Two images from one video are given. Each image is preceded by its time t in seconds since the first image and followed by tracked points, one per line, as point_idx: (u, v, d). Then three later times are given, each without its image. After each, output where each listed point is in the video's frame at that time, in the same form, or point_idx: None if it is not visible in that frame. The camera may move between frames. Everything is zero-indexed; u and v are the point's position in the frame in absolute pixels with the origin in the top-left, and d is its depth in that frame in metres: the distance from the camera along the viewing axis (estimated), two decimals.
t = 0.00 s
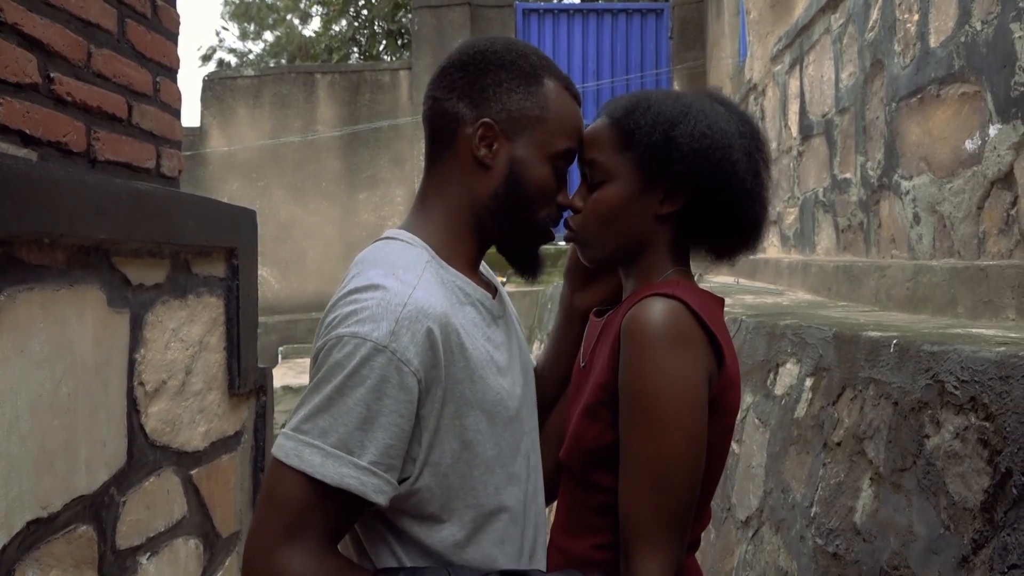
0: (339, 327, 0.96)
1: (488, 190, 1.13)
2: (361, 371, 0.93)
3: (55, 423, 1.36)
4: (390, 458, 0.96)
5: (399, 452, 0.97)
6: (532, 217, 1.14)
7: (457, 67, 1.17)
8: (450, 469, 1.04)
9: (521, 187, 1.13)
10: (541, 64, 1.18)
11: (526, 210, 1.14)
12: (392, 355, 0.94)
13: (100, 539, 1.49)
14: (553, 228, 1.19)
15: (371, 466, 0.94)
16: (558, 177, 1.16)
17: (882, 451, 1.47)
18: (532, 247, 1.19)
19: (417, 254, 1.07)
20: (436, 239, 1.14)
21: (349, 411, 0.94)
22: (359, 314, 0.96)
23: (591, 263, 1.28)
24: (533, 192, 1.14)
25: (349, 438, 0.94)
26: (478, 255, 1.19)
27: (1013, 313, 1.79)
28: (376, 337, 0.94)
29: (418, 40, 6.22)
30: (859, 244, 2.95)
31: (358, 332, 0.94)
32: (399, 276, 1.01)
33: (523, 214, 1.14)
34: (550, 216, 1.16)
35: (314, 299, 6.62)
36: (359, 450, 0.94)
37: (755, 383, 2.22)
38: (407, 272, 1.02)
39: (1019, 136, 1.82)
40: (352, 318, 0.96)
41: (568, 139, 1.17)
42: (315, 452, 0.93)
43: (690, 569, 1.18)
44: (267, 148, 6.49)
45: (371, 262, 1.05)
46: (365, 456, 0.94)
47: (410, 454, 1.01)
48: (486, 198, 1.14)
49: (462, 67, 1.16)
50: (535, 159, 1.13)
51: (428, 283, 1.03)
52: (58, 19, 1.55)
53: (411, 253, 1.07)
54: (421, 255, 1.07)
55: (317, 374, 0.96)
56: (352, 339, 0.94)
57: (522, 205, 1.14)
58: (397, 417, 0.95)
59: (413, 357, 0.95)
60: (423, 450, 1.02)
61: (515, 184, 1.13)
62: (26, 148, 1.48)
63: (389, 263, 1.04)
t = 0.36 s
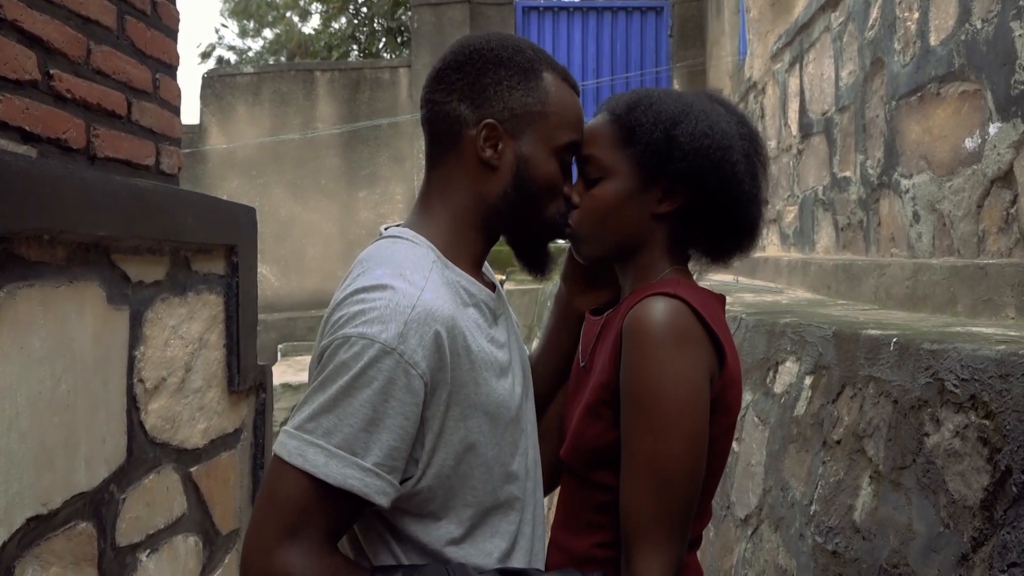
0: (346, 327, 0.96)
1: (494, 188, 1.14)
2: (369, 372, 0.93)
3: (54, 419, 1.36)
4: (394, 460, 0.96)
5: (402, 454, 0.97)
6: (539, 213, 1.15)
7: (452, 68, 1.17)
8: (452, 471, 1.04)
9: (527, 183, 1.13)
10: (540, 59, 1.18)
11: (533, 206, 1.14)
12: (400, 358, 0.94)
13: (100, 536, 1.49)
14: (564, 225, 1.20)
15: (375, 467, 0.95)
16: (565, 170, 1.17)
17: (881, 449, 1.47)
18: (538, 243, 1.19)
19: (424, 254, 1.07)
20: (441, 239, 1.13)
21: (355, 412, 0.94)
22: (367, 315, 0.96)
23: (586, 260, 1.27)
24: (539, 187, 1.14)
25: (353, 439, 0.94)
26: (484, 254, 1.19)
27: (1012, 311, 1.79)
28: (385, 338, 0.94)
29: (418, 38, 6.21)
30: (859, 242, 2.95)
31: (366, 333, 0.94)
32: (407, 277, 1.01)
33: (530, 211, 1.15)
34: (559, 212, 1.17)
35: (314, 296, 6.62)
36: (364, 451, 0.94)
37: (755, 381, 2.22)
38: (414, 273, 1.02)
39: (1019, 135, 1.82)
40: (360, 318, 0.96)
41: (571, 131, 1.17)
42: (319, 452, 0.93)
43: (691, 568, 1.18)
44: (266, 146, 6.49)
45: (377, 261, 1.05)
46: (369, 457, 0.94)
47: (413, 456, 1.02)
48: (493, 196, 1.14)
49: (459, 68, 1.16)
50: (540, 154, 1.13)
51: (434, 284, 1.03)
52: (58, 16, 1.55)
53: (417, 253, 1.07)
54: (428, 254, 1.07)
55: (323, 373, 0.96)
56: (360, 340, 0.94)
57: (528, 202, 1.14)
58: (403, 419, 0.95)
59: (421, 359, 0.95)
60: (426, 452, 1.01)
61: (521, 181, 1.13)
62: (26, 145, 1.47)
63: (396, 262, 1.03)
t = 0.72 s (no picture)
0: (341, 325, 0.96)
1: (490, 188, 1.14)
2: (363, 369, 0.94)
3: (60, 418, 1.36)
4: (390, 456, 0.96)
5: (398, 451, 0.97)
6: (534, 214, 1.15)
7: (454, 68, 1.18)
8: (451, 467, 1.05)
9: (522, 184, 1.13)
10: (540, 61, 1.18)
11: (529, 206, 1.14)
12: (394, 355, 0.94)
13: (105, 534, 1.50)
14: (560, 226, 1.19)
15: (370, 463, 0.95)
16: (560, 173, 1.16)
17: (885, 450, 1.47)
18: (535, 244, 1.19)
19: (421, 252, 1.07)
20: (439, 237, 1.13)
21: (350, 408, 0.94)
22: (362, 312, 0.96)
23: (584, 258, 1.28)
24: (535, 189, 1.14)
25: (349, 435, 0.94)
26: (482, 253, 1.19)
27: (1016, 313, 1.78)
28: (379, 335, 0.94)
29: (421, 37, 6.22)
30: (862, 243, 2.95)
31: (360, 331, 0.95)
32: (403, 275, 1.01)
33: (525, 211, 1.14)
34: (556, 215, 1.17)
35: (317, 296, 6.62)
36: (360, 447, 0.94)
37: (758, 382, 2.22)
38: (410, 271, 1.02)
39: None
40: (355, 316, 0.96)
41: (569, 133, 1.17)
42: (315, 448, 0.94)
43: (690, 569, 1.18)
44: (269, 145, 6.49)
45: (375, 260, 1.05)
46: (365, 453, 0.95)
47: (410, 453, 1.02)
48: (489, 195, 1.14)
49: (459, 67, 1.17)
50: (536, 156, 1.13)
51: (430, 282, 1.03)
52: (64, 15, 1.55)
53: (413, 252, 1.07)
54: (424, 253, 1.07)
55: (319, 371, 0.96)
56: (355, 337, 0.94)
57: (524, 203, 1.14)
58: (398, 415, 0.95)
59: (415, 356, 0.96)
60: (423, 448, 1.02)
61: (516, 181, 1.13)
62: (33, 144, 1.48)
63: (392, 261, 1.04)
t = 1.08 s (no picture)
0: (340, 325, 0.96)
1: (484, 193, 1.14)
2: (362, 368, 0.94)
3: (63, 420, 1.36)
4: (388, 455, 0.96)
5: (397, 450, 0.97)
6: (528, 220, 1.14)
7: (452, 73, 1.18)
8: (449, 466, 1.04)
9: (515, 190, 1.13)
10: (538, 68, 1.18)
11: (522, 212, 1.14)
12: (393, 354, 0.94)
13: (107, 536, 1.50)
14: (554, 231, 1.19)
15: (369, 462, 0.95)
16: (554, 180, 1.16)
17: (888, 453, 1.47)
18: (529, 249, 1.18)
19: (417, 253, 1.07)
20: (435, 240, 1.13)
21: (348, 408, 0.94)
22: (360, 312, 0.96)
23: (586, 262, 1.28)
24: (529, 195, 1.13)
25: (348, 434, 0.94)
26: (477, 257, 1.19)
27: (1017, 315, 1.78)
28: (377, 335, 0.94)
29: (422, 39, 6.22)
30: (863, 245, 2.95)
31: (358, 330, 0.95)
32: (400, 275, 1.01)
33: (519, 217, 1.14)
34: (549, 220, 1.16)
35: (318, 297, 6.63)
36: (359, 446, 0.94)
37: (760, 384, 2.22)
38: (408, 272, 1.02)
39: None
40: (353, 317, 0.96)
41: (565, 140, 1.16)
42: (313, 448, 0.93)
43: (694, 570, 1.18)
44: (270, 146, 6.50)
45: (372, 261, 1.05)
46: (364, 452, 0.95)
47: (408, 453, 1.02)
48: (483, 200, 1.14)
49: (458, 72, 1.17)
50: (529, 163, 1.13)
51: (428, 282, 1.03)
52: (67, 17, 1.55)
53: (410, 252, 1.07)
54: (421, 254, 1.08)
55: (317, 372, 0.96)
56: (353, 338, 0.94)
57: (518, 209, 1.14)
58: (396, 415, 0.95)
59: (413, 356, 0.96)
60: (422, 448, 1.01)
61: (510, 188, 1.13)
62: (35, 145, 1.48)
63: (390, 262, 1.04)
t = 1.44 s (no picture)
0: (343, 328, 0.96)
1: (483, 196, 1.14)
2: (365, 371, 0.93)
3: (67, 421, 1.36)
4: (390, 458, 0.96)
5: (399, 452, 0.97)
6: (526, 225, 1.14)
7: (457, 74, 1.18)
8: (450, 467, 1.04)
9: (515, 195, 1.13)
10: (544, 72, 1.18)
11: (520, 217, 1.13)
12: (395, 357, 0.94)
13: (110, 537, 1.50)
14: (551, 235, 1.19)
15: (371, 465, 0.95)
16: (554, 186, 1.15)
17: (892, 455, 1.47)
18: (527, 254, 1.18)
19: (419, 255, 1.07)
20: (434, 241, 1.13)
21: (351, 410, 0.94)
22: (363, 315, 0.96)
23: (599, 263, 1.27)
24: (528, 200, 1.13)
25: (350, 437, 0.94)
26: (475, 260, 1.19)
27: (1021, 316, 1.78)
28: (380, 338, 0.94)
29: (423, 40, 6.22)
30: (866, 246, 2.95)
31: (361, 333, 0.94)
32: (402, 277, 1.01)
33: (516, 221, 1.14)
34: (546, 225, 1.16)
35: (319, 297, 6.63)
36: (361, 449, 0.94)
37: (762, 385, 2.22)
38: (410, 274, 1.02)
39: None
40: (355, 319, 0.96)
41: (567, 147, 1.16)
42: (316, 450, 0.93)
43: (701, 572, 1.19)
44: (272, 147, 6.50)
45: (373, 263, 1.05)
46: (366, 455, 0.94)
47: (410, 455, 1.02)
48: (482, 203, 1.14)
49: (463, 73, 1.18)
50: (530, 168, 1.13)
51: (430, 284, 1.03)
52: (71, 18, 1.56)
53: (412, 254, 1.07)
54: (422, 256, 1.07)
55: (320, 374, 0.96)
56: (356, 340, 0.94)
57: (517, 213, 1.13)
58: (399, 417, 0.95)
59: (416, 358, 0.95)
60: (424, 450, 1.01)
61: (508, 192, 1.13)
62: (39, 146, 1.48)
63: (392, 264, 1.04)
